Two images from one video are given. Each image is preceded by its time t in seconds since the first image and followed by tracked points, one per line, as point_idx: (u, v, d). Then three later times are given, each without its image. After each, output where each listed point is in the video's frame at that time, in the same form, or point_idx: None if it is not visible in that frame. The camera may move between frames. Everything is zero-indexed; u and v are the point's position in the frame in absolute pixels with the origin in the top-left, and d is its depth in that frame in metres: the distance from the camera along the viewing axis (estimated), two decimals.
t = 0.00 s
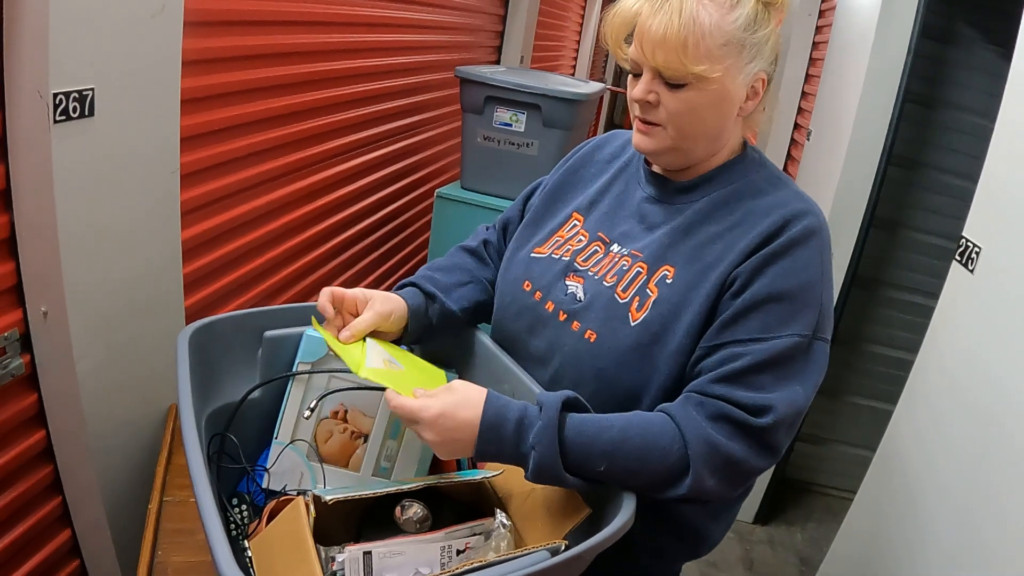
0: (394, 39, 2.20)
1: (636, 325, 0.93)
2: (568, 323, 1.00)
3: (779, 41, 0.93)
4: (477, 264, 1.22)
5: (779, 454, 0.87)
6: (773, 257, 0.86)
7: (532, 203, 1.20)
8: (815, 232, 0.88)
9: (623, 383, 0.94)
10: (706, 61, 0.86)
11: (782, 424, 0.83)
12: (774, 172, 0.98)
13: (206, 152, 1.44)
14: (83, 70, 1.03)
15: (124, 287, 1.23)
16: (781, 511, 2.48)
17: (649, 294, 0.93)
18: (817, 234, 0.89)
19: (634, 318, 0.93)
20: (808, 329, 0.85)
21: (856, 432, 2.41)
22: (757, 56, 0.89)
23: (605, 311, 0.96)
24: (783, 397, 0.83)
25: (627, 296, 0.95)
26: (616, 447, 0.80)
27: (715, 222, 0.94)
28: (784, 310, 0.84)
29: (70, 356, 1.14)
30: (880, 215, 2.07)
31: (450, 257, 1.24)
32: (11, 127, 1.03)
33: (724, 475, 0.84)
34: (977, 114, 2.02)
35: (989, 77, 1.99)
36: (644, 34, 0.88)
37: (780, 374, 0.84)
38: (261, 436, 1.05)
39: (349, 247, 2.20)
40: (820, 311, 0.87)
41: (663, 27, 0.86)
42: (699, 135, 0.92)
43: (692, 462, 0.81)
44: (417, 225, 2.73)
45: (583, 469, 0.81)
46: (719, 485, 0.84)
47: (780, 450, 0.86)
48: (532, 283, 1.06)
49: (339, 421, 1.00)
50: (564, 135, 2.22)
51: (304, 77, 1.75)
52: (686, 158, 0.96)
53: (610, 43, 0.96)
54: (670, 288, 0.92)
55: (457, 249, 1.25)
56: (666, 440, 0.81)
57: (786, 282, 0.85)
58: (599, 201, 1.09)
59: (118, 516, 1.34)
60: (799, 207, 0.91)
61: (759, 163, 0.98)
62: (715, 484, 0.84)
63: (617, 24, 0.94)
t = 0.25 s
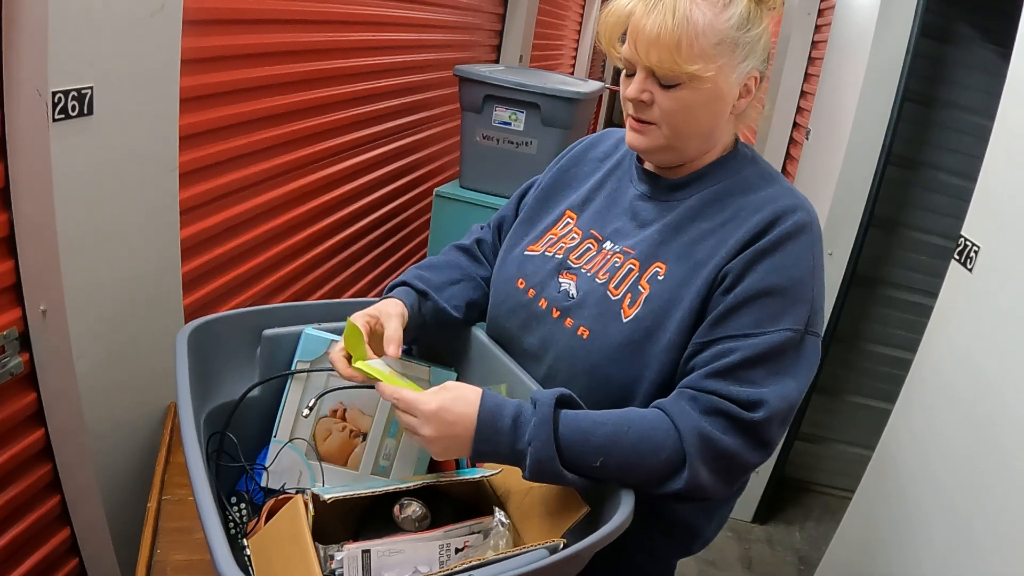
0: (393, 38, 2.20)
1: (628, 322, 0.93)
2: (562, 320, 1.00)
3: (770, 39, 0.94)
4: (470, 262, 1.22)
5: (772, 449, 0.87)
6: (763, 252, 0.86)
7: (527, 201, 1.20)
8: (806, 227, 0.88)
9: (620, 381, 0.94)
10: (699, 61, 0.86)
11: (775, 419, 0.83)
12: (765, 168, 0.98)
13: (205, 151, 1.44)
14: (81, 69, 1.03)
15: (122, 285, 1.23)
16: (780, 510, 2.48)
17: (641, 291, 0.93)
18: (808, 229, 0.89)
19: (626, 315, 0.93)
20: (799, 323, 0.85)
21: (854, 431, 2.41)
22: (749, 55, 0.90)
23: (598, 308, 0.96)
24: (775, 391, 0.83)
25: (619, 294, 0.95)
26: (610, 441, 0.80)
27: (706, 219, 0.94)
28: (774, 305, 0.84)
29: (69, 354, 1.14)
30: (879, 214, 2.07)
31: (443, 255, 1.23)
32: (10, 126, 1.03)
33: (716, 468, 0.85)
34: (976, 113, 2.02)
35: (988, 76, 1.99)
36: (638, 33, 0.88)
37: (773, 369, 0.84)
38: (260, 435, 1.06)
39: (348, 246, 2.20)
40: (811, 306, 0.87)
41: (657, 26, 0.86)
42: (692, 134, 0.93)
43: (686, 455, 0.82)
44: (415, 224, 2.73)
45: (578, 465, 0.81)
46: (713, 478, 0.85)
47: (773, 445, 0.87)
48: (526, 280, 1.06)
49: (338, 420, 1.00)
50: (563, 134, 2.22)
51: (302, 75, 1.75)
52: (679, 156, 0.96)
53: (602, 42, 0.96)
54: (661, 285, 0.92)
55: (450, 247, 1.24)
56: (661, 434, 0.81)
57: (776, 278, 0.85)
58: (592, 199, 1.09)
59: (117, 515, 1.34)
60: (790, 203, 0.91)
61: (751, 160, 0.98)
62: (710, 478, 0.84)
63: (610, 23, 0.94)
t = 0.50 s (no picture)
0: (393, 39, 2.20)
1: (627, 320, 0.93)
2: (560, 319, 1.00)
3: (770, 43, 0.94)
4: (471, 262, 1.22)
5: (769, 443, 0.87)
6: (759, 250, 0.86)
7: (525, 200, 1.20)
8: (801, 225, 0.88)
9: (619, 379, 0.94)
10: (702, 61, 0.86)
11: (772, 412, 0.83)
12: (761, 166, 0.98)
13: (205, 151, 1.44)
14: (82, 70, 1.03)
15: (123, 285, 1.23)
16: (781, 510, 2.48)
17: (639, 289, 0.93)
18: (803, 227, 0.89)
19: (624, 313, 0.93)
20: (794, 320, 0.85)
21: (855, 431, 2.41)
22: (750, 57, 0.90)
23: (596, 306, 0.96)
24: (772, 387, 0.83)
25: (618, 292, 0.95)
26: (608, 436, 0.80)
27: (703, 217, 0.95)
28: (771, 301, 0.85)
29: (69, 354, 1.14)
30: (880, 214, 2.07)
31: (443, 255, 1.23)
32: (10, 126, 1.03)
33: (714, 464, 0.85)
34: (976, 113, 2.02)
35: (989, 76, 1.99)
36: (641, 32, 0.87)
37: (770, 364, 0.84)
38: (261, 436, 1.06)
39: (348, 247, 2.20)
40: (807, 302, 0.87)
41: (661, 26, 0.85)
42: (691, 133, 0.93)
43: (685, 449, 0.81)
44: (416, 224, 2.73)
45: (577, 463, 0.81)
46: (711, 476, 0.85)
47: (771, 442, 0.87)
48: (525, 279, 1.06)
49: (338, 420, 1.01)
50: (563, 134, 2.22)
51: (303, 76, 1.75)
52: (677, 154, 0.95)
53: (604, 39, 0.96)
54: (659, 283, 0.92)
55: (449, 247, 1.24)
56: (658, 428, 0.81)
57: (772, 275, 0.85)
58: (590, 198, 1.09)
59: (117, 515, 1.34)
60: (785, 201, 0.91)
61: (746, 158, 0.98)
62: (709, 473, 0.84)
63: (612, 21, 0.94)
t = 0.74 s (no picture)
0: (395, 39, 2.20)
1: (626, 318, 0.93)
2: (560, 317, 1.00)
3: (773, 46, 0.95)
4: (471, 262, 1.22)
5: (765, 441, 0.87)
6: (758, 248, 0.87)
7: (526, 200, 1.20)
8: (799, 224, 0.89)
9: (620, 379, 0.94)
10: (706, 61, 0.86)
11: (767, 411, 0.83)
12: (759, 166, 0.98)
13: (206, 151, 1.44)
14: (84, 70, 1.03)
15: (124, 284, 1.23)
16: (781, 511, 2.48)
17: (639, 287, 0.93)
18: (801, 226, 0.89)
19: (624, 311, 0.94)
20: (791, 318, 0.85)
21: (856, 432, 2.41)
22: (753, 59, 0.90)
23: (596, 304, 0.96)
24: (768, 384, 0.83)
25: (618, 290, 0.95)
26: (610, 424, 0.81)
27: (703, 216, 0.95)
28: (768, 300, 0.85)
29: (70, 353, 1.14)
30: (881, 216, 2.07)
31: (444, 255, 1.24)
32: (12, 125, 1.03)
33: (712, 460, 0.85)
34: (977, 115, 2.02)
35: (990, 77, 1.98)
36: (646, 32, 0.87)
37: (766, 363, 0.84)
38: (262, 435, 1.06)
39: (349, 247, 2.20)
40: (805, 301, 0.87)
41: (666, 26, 0.85)
42: (693, 132, 0.93)
43: (684, 441, 0.82)
44: (417, 224, 2.73)
45: (580, 451, 0.80)
46: (711, 475, 0.85)
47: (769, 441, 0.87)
48: (525, 278, 1.07)
49: (340, 420, 0.99)
50: (564, 135, 2.22)
51: (304, 76, 1.75)
52: (678, 152, 0.95)
53: (609, 38, 0.96)
54: (659, 281, 0.92)
55: (450, 247, 1.24)
56: (657, 419, 0.81)
57: (770, 273, 0.85)
58: (590, 197, 1.10)
59: (118, 515, 1.34)
60: (783, 200, 0.91)
61: (745, 158, 0.98)
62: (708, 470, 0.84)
63: (617, 20, 0.94)
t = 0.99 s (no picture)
0: (394, 39, 2.20)
1: (625, 317, 0.93)
2: (559, 316, 1.00)
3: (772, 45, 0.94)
4: (469, 262, 1.22)
5: (763, 439, 0.87)
6: (755, 248, 0.87)
7: (526, 200, 1.20)
8: (796, 224, 0.89)
9: (619, 380, 0.95)
10: (705, 62, 0.86)
11: (765, 408, 0.83)
12: (757, 166, 0.98)
13: (205, 151, 1.44)
14: (82, 71, 1.03)
15: (123, 284, 1.23)
16: (780, 512, 2.48)
17: (637, 287, 0.93)
18: (798, 226, 0.89)
19: (623, 310, 0.94)
20: (789, 316, 0.85)
21: (854, 433, 2.41)
22: (753, 60, 0.90)
23: (594, 303, 0.96)
24: (766, 383, 0.83)
25: (616, 289, 0.95)
26: (605, 424, 0.80)
27: (700, 216, 0.95)
28: (765, 299, 0.85)
29: (69, 354, 1.14)
30: (879, 217, 2.08)
31: (441, 256, 1.23)
32: (11, 126, 1.03)
33: (710, 459, 0.85)
34: (976, 116, 2.03)
35: (989, 78, 1.99)
36: (646, 32, 0.88)
37: (764, 360, 0.84)
38: (261, 435, 1.06)
39: (348, 248, 2.20)
40: (802, 300, 0.87)
41: (666, 27, 0.86)
42: (692, 132, 0.93)
43: (681, 440, 0.81)
44: (416, 225, 2.73)
45: (576, 453, 0.81)
46: (708, 474, 0.85)
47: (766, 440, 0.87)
48: (524, 277, 1.07)
49: (338, 421, 1.00)
50: (563, 135, 2.22)
51: (303, 76, 1.75)
52: (675, 150, 0.95)
53: (609, 37, 0.96)
54: (657, 280, 0.92)
55: (448, 248, 1.24)
56: (653, 419, 0.81)
57: (768, 273, 0.85)
58: (589, 197, 1.10)
59: (116, 515, 1.34)
60: (780, 201, 0.91)
61: (743, 158, 0.98)
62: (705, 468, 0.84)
63: (617, 20, 0.94)
